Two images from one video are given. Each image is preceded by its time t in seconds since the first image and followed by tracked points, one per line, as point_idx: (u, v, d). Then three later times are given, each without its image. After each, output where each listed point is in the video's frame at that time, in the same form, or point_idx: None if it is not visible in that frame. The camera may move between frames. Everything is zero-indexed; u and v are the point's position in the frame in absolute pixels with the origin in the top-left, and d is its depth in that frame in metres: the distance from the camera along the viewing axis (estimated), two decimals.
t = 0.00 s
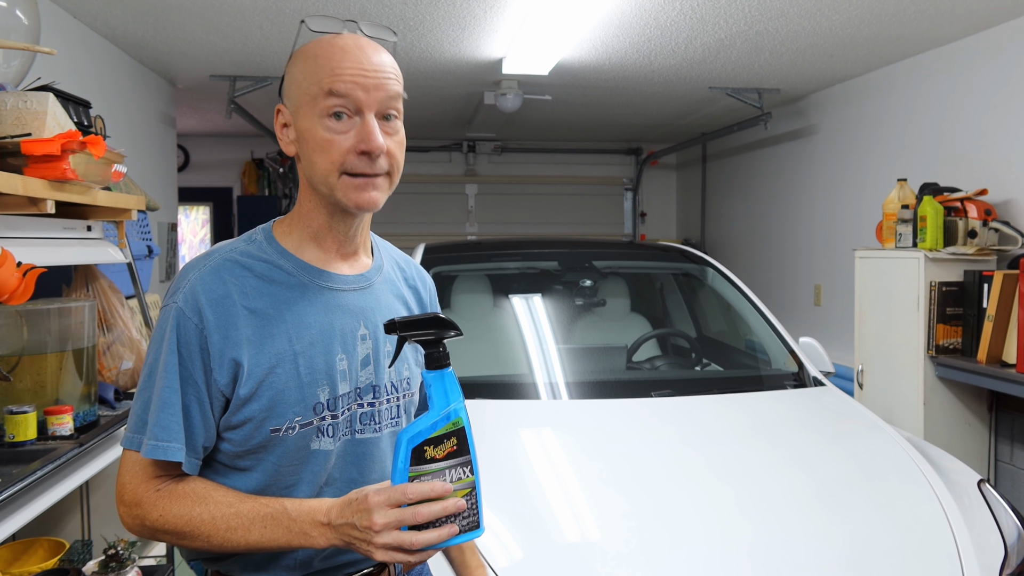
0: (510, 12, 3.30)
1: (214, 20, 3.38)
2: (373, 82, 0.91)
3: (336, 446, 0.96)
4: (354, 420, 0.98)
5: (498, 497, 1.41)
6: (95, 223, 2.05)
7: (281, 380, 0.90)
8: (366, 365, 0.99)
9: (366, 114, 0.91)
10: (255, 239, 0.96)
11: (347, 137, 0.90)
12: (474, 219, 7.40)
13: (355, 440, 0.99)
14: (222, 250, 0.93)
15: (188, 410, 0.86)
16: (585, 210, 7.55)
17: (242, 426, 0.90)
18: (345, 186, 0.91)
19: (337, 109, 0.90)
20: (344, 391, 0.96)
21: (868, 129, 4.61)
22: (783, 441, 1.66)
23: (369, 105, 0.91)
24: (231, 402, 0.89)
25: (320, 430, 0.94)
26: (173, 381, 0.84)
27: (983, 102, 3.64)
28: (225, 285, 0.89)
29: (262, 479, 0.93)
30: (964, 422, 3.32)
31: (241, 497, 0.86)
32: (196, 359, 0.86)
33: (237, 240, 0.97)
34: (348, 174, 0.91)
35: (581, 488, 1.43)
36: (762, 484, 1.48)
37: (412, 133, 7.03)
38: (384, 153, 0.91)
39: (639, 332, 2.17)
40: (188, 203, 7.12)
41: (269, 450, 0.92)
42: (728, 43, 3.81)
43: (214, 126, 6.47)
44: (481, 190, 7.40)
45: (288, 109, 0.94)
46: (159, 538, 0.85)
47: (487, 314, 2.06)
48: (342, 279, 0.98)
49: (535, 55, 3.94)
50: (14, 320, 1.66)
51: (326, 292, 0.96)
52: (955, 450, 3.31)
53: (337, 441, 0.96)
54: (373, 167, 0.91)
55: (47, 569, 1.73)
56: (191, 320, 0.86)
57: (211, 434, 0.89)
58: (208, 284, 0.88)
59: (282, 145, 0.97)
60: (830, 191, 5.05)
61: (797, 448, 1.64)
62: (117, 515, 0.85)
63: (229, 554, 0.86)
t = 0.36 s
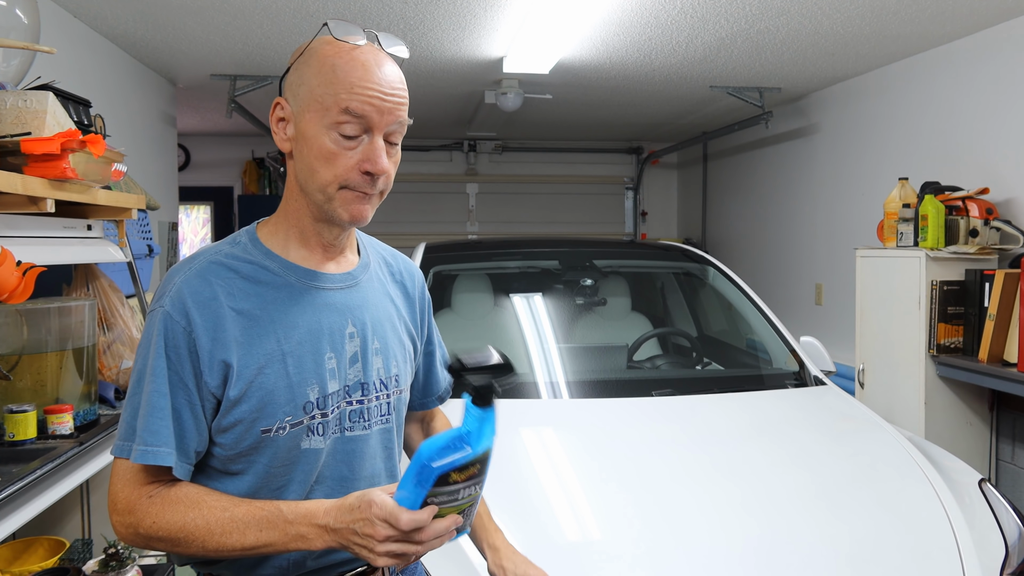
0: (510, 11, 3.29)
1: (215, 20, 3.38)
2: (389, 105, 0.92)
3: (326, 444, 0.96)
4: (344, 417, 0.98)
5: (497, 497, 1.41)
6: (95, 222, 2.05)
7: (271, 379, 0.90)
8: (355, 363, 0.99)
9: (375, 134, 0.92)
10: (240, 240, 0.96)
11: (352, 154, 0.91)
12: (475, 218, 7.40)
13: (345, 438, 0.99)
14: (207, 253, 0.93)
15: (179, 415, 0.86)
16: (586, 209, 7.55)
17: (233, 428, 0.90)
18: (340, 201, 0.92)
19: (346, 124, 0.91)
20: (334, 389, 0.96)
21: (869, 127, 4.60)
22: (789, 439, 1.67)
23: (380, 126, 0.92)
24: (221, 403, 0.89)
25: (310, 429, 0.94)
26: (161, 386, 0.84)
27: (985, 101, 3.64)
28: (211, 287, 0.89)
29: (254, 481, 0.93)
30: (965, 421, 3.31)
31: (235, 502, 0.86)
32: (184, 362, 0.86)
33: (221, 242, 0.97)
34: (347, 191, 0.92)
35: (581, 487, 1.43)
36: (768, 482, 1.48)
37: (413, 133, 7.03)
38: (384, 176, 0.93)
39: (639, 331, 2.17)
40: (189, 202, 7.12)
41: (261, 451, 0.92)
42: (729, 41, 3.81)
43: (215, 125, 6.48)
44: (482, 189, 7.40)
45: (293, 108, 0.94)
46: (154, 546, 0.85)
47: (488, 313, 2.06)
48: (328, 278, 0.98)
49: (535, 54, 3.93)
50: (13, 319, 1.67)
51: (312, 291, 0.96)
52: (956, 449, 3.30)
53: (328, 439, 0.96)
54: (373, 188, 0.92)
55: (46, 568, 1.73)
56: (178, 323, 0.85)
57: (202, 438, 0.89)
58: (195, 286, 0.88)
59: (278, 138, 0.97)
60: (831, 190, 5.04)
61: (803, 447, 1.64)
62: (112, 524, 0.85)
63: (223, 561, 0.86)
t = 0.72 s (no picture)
0: (509, 8, 3.29)
1: (213, 16, 3.37)
2: (354, 86, 0.93)
3: (321, 434, 0.96)
4: (337, 407, 0.98)
5: (496, 495, 1.41)
6: (94, 220, 2.05)
7: (263, 373, 0.91)
8: (345, 352, 0.99)
9: (345, 116, 0.93)
10: (221, 240, 0.96)
11: (324, 138, 0.92)
12: (474, 215, 7.40)
13: (339, 427, 0.99)
14: (190, 254, 0.93)
15: (172, 417, 0.85)
16: (585, 206, 7.55)
17: (227, 425, 0.90)
18: (317, 185, 0.93)
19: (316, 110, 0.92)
20: (326, 379, 0.96)
21: (868, 125, 4.60)
22: (788, 436, 1.67)
23: (349, 108, 0.93)
24: (215, 401, 0.89)
25: (305, 420, 0.94)
26: (153, 388, 0.84)
27: (983, 98, 3.63)
28: (196, 286, 0.89)
29: (251, 477, 0.94)
30: (963, 419, 3.32)
31: (233, 498, 0.85)
32: (175, 362, 0.85)
33: (203, 243, 0.96)
34: (323, 175, 0.92)
35: (580, 484, 1.43)
36: (767, 478, 1.49)
37: (412, 130, 7.02)
38: (358, 155, 0.93)
39: (639, 328, 2.17)
40: (188, 200, 7.12)
41: (256, 446, 0.92)
42: (727, 38, 3.81)
43: (213, 122, 6.47)
44: (481, 186, 7.40)
45: (261, 103, 0.94)
46: (156, 550, 0.85)
47: (487, 311, 2.07)
48: (312, 270, 0.98)
49: (534, 50, 3.93)
50: (12, 317, 1.67)
51: (299, 283, 0.96)
52: (954, 447, 3.31)
53: (322, 429, 0.97)
54: (348, 170, 0.93)
55: (44, 567, 1.74)
56: (166, 324, 0.85)
57: (198, 439, 0.89)
58: (180, 286, 0.88)
59: (250, 138, 0.97)
60: (830, 187, 5.04)
61: (802, 443, 1.65)
62: (114, 533, 0.85)
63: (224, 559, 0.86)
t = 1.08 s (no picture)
0: (507, 9, 3.29)
1: (210, 17, 3.36)
2: (327, 73, 0.94)
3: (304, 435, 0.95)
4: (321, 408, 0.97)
5: (493, 496, 1.41)
6: (90, 220, 2.05)
7: (241, 371, 0.91)
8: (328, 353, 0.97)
9: (318, 101, 0.94)
10: (209, 239, 0.97)
11: (297, 123, 0.93)
12: (472, 216, 7.40)
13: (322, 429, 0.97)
14: (177, 252, 0.94)
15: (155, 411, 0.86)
16: (583, 207, 7.56)
17: (207, 422, 0.90)
18: (289, 170, 0.93)
19: (290, 96, 0.93)
20: (306, 378, 0.95)
21: (866, 126, 4.60)
22: (785, 437, 1.68)
23: (321, 93, 0.94)
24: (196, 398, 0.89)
25: (285, 420, 0.93)
26: (134, 380, 0.85)
27: (981, 100, 3.64)
28: (178, 282, 0.90)
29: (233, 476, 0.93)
30: (960, 420, 3.32)
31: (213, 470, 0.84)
32: (156, 356, 0.86)
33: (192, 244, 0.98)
34: (296, 159, 0.93)
35: (579, 486, 1.43)
36: (763, 479, 1.49)
37: (410, 131, 7.02)
38: (331, 139, 0.93)
39: (636, 330, 2.19)
40: (185, 200, 7.11)
41: (237, 446, 0.92)
42: (725, 39, 3.81)
43: (211, 123, 6.46)
44: (479, 187, 7.40)
45: (243, 99, 0.97)
46: (149, 539, 0.84)
47: (485, 313, 2.07)
48: (297, 269, 0.97)
49: (532, 51, 3.92)
50: (8, 318, 1.66)
51: (279, 282, 0.96)
52: (952, 447, 3.31)
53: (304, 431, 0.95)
54: (320, 153, 0.92)
55: (40, 568, 1.73)
56: (147, 319, 0.86)
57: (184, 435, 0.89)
58: (162, 281, 0.89)
59: (236, 135, 1.00)
60: (828, 188, 5.04)
61: (799, 444, 1.65)
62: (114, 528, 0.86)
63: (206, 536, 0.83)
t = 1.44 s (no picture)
0: (507, 11, 3.29)
1: (210, 18, 3.37)
2: (332, 72, 0.94)
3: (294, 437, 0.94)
4: (314, 410, 0.95)
5: (493, 497, 1.41)
6: (90, 221, 2.05)
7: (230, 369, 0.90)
8: (322, 355, 0.96)
9: (321, 100, 0.94)
10: (208, 239, 0.97)
11: (300, 120, 0.93)
12: (472, 217, 7.41)
13: (316, 432, 0.96)
14: (176, 250, 0.95)
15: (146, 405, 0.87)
16: (582, 208, 7.56)
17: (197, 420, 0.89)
18: (290, 167, 0.92)
19: (293, 93, 0.93)
20: (299, 380, 0.94)
21: (865, 127, 4.60)
22: (780, 440, 1.67)
23: (325, 92, 0.94)
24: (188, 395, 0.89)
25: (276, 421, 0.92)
26: (124, 372, 0.86)
27: (980, 101, 3.65)
28: (171, 279, 0.90)
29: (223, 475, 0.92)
30: (960, 421, 3.32)
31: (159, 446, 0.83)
32: (148, 351, 0.87)
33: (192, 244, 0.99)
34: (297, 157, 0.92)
35: (579, 489, 1.42)
36: (757, 482, 1.48)
37: (410, 132, 7.02)
38: (334, 137, 0.93)
39: (636, 331, 2.19)
40: (185, 201, 7.11)
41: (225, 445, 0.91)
42: (725, 41, 3.81)
43: (211, 124, 6.46)
44: (479, 188, 7.40)
45: (246, 97, 0.97)
46: (118, 530, 0.83)
47: (485, 313, 2.07)
48: (293, 270, 0.97)
49: (531, 52, 3.93)
50: (8, 319, 1.67)
51: (274, 282, 0.95)
52: (952, 449, 3.31)
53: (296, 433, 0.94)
54: (322, 151, 0.92)
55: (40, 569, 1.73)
56: (139, 313, 0.87)
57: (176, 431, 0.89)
58: (155, 277, 0.90)
59: (237, 133, 1.00)
60: (827, 189, 5.04)
61: (794, 447, 1.64)
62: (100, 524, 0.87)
63: (151, 517, 0.80)
